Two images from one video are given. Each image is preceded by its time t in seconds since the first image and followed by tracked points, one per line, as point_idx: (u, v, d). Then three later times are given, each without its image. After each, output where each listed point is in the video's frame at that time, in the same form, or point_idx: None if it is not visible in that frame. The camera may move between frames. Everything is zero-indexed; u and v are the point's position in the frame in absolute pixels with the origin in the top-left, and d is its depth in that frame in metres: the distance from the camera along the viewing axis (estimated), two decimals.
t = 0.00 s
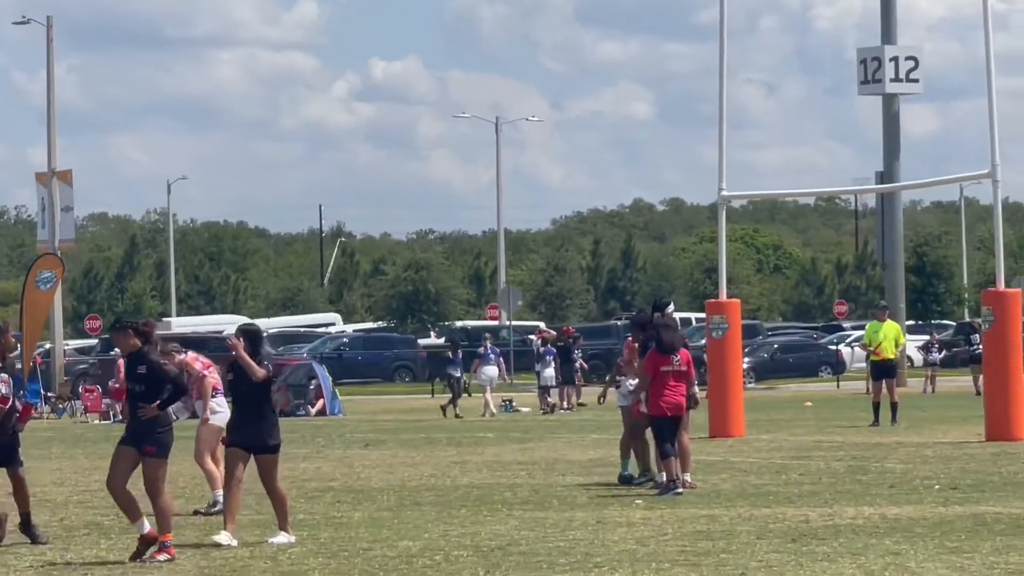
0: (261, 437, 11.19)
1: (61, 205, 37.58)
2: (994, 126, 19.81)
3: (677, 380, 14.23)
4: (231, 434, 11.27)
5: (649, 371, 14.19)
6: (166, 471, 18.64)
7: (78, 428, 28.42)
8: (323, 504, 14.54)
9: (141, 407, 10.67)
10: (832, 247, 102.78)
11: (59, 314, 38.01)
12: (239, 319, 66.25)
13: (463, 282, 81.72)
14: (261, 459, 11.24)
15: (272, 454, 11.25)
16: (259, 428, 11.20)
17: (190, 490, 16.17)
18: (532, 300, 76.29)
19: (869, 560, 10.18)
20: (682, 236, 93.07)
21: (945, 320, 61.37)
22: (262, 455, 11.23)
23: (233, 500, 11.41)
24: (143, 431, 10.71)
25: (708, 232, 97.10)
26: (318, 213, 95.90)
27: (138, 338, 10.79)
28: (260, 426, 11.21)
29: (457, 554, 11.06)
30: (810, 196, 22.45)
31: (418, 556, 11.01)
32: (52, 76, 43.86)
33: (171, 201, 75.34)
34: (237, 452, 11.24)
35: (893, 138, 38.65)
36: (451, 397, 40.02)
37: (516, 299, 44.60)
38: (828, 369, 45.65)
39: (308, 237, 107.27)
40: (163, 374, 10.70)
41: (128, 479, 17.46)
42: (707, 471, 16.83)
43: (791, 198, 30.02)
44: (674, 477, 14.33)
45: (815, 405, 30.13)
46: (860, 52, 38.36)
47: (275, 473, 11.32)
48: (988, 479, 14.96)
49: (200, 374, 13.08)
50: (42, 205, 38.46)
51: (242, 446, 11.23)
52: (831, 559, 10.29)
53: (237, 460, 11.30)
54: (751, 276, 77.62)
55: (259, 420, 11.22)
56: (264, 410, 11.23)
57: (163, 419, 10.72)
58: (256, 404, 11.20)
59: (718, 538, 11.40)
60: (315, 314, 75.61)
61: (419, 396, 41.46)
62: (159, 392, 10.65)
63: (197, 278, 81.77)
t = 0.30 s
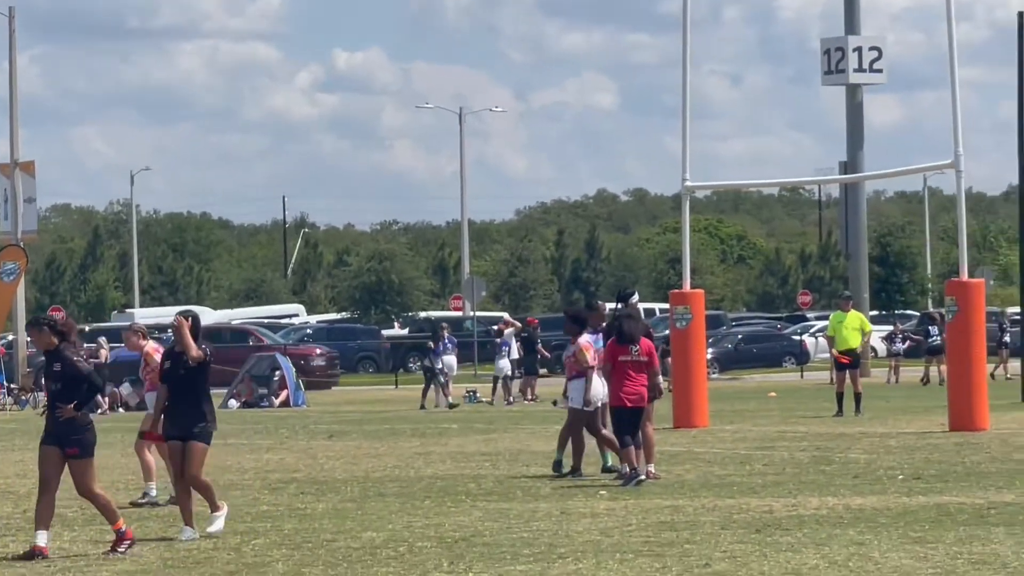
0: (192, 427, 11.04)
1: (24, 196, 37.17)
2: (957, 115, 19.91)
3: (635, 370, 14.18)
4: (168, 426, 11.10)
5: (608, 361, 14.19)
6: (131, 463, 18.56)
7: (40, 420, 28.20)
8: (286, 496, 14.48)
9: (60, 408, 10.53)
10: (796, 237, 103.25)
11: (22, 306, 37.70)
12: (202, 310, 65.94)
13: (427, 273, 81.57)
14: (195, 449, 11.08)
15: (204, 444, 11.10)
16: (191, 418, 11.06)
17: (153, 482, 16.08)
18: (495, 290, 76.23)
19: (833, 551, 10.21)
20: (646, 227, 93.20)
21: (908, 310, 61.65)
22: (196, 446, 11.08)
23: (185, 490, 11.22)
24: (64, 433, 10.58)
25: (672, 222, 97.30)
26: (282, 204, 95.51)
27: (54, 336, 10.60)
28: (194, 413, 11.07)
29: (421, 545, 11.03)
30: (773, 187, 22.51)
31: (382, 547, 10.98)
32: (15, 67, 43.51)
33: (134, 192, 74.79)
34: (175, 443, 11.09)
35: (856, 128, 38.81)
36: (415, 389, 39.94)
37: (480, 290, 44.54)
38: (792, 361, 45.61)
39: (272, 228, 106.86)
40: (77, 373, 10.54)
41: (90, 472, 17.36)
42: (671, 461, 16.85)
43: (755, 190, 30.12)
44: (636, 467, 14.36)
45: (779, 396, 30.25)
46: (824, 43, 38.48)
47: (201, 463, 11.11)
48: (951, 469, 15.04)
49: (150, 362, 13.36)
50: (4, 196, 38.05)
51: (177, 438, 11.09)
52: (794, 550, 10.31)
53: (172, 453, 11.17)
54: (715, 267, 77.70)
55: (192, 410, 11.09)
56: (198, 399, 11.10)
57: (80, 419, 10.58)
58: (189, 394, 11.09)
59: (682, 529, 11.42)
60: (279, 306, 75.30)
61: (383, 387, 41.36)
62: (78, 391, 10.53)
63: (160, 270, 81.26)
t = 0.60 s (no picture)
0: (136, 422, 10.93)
1: None
2: (924, 107, 20.01)
3: (599, 364, 14.17)
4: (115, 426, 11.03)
5: (575, 354, 14.22)
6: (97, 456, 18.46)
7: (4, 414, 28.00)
8: (254, 489, 14.44)
9: None
10: (764, 230, 103.61)
11: None
12: (169, 304, 65.61)
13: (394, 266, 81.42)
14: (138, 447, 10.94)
15: (149, 442, 10.98)
16: (136, 413, 10.95)
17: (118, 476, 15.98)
18: (463, 283, 76.13)
19: (800, 543, 10.24)
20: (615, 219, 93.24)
21: (875, 304, 61.94)
22: (138, 440, 10.94)
23: (130, 492, 10.92)
24: None
25: (640, 215, 97.47)
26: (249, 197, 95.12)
27: None
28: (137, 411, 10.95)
29: (388, 538, 11.01)
30: (740, 179, 22.58)
31: (350, 540, 10.96)
32: None
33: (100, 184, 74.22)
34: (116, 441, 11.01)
35: (823, 121, 38.96)
36: (384, 381, 39.86)
37: (447, 283, 44.49)
38: (760, 353, 46.02)
39: (238, 222, 106.44)
40: (9, 361, 10.48)
41: (56, 466, 17.25)
42: (639, 454, 16.89)
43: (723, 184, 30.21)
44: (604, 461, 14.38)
45: (746, 389, 30.34)
46: (790, 36, 38.61)
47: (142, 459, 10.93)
48: (918, 462, 15.12)
49: (100, 358, 12.87)
50: None
51: (120, 434, 10.98)
52: (762, 542, 10.35)
53: (117, 452, 11.08)
54: (683, 260, 77.85)
55: (136, 408, 10.98)
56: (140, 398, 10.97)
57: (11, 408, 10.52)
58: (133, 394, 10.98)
59: (648, 522, 11.43)
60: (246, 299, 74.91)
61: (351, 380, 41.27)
62: (10, 379, 10.45)
63: (127, 264, 80.78)
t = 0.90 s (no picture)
0: (91, 416, 10.84)
1: None
2: (897, 101, 20.07)
3: (568, 360, 14.13)
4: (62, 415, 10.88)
5: (540, 351, 14.16)
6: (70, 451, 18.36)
7: None
8: (228, 483, 14.38)
9: None
10: (739, 224, 103.86)
11: None
12: (143, 297, 65.35)
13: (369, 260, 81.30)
14: (91, 439, 10.87)
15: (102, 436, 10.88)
16: (88, 407, 10.84)
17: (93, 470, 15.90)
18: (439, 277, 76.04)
19: (775, 537, 10.26)
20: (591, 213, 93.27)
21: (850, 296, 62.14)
22: (92, 435, 10.85)
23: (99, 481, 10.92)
24: None
25: (615, 209, 97.56)
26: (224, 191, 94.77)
27: None
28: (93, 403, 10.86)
29: (364, 532, 10.98)
30: (714, 173, 22.61)
31: (325, 534, 10.93)
32: None
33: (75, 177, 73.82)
34: (67, 431, 10.85)
35: (798, 114, 39.03)
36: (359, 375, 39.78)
37: (423, 277, 44.42)
38: (734, 346, 46.12)
39: (213, 216, 106.08)
40: None
41: (29, 461, 17.15)
42: (614, 447, 16.90)
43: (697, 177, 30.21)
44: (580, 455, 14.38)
45: (720, 382, 30.40)
46: (765, 29, 38.67)
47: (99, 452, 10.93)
48: (893, 455, 15.18)
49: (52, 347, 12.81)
50: None
51: (72, 429, 10.86)
52: (737, 536, 10.36)
53: (69, 446, 10.95)
54: (658, 253, 77.91)
55: (86, 401, 10.87)
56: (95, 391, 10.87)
57: None
58: (85, 385, 10.86)
59: (623, 515, 11.44)
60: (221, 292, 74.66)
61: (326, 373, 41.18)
62: None
63: (102, 257, 80.41)
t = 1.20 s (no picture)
0: (43, 421, 10.75)
1: None
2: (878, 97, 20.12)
3: (532, 356, 14.08)
4: (11, 419, 10.76)
5: (502, 349, 14.09)
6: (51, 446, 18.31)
7: None
8: (209, 479, 14.35)
9: None
10: (719, 220, 103.98)
11: None
12: (122, 293, 65.13)
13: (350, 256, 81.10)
14: (43, 444, 10.79)
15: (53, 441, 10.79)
16: (41, 412, 10.76)
17: (73, 466, 15.85)
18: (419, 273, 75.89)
19: (756, 533, 10.28)
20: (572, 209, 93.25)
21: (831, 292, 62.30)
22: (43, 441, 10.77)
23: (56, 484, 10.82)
24: None
25: (596, 205, 97.55)
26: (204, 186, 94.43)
27: None
28: (43, 405, 10.79)
29: (345, 528, 10.96)
30: (695, 169, 22.66)
31: (306, 530, 10.91)
32: None
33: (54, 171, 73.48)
34: (17, 436, 10.73)
35: (779, 110, 39.10)
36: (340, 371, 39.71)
37: (403, 273, 44.38)
38: (715, 342, 46.27)
39: (193, 212, 105.70)
40: None
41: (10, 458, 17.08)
42: (595, 443, 16.91)
43: (678, 172, 30.23)
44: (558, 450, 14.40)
45: (701, 378, 30.47)
46: (746, 25, 38.71)
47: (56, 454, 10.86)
48: (874, 451, 15.22)
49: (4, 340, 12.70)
50: None
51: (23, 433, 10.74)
52: (718, 531, 10.38)
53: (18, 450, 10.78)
54: (639, 250, 77.95)
55: (38, 405, 10.78)
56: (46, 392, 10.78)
57: None
58: (34, 388, 10.77)
59: (604, 511, 11.45)
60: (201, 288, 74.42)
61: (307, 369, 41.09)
62: None
63: (81, 253, 80.05)
